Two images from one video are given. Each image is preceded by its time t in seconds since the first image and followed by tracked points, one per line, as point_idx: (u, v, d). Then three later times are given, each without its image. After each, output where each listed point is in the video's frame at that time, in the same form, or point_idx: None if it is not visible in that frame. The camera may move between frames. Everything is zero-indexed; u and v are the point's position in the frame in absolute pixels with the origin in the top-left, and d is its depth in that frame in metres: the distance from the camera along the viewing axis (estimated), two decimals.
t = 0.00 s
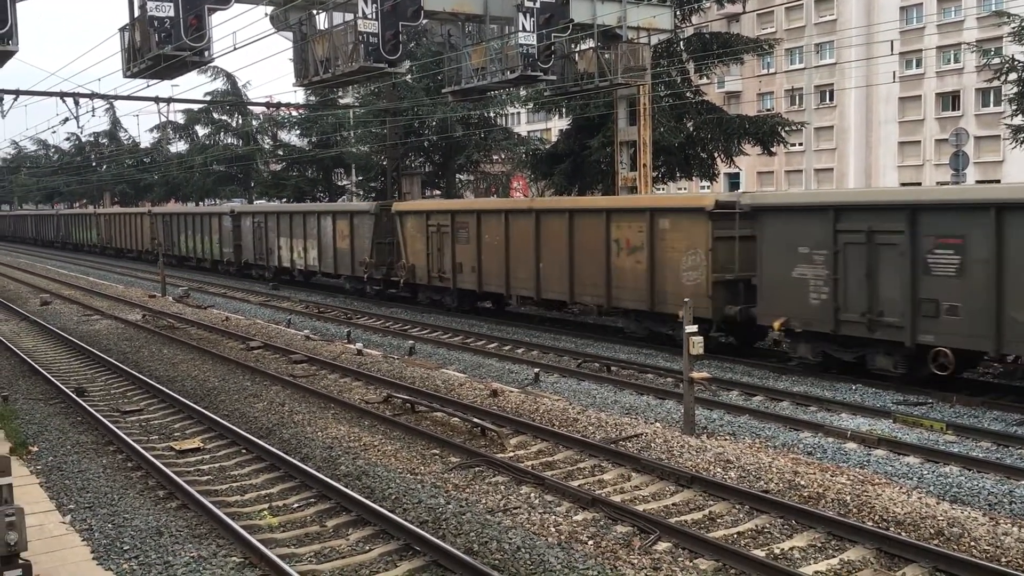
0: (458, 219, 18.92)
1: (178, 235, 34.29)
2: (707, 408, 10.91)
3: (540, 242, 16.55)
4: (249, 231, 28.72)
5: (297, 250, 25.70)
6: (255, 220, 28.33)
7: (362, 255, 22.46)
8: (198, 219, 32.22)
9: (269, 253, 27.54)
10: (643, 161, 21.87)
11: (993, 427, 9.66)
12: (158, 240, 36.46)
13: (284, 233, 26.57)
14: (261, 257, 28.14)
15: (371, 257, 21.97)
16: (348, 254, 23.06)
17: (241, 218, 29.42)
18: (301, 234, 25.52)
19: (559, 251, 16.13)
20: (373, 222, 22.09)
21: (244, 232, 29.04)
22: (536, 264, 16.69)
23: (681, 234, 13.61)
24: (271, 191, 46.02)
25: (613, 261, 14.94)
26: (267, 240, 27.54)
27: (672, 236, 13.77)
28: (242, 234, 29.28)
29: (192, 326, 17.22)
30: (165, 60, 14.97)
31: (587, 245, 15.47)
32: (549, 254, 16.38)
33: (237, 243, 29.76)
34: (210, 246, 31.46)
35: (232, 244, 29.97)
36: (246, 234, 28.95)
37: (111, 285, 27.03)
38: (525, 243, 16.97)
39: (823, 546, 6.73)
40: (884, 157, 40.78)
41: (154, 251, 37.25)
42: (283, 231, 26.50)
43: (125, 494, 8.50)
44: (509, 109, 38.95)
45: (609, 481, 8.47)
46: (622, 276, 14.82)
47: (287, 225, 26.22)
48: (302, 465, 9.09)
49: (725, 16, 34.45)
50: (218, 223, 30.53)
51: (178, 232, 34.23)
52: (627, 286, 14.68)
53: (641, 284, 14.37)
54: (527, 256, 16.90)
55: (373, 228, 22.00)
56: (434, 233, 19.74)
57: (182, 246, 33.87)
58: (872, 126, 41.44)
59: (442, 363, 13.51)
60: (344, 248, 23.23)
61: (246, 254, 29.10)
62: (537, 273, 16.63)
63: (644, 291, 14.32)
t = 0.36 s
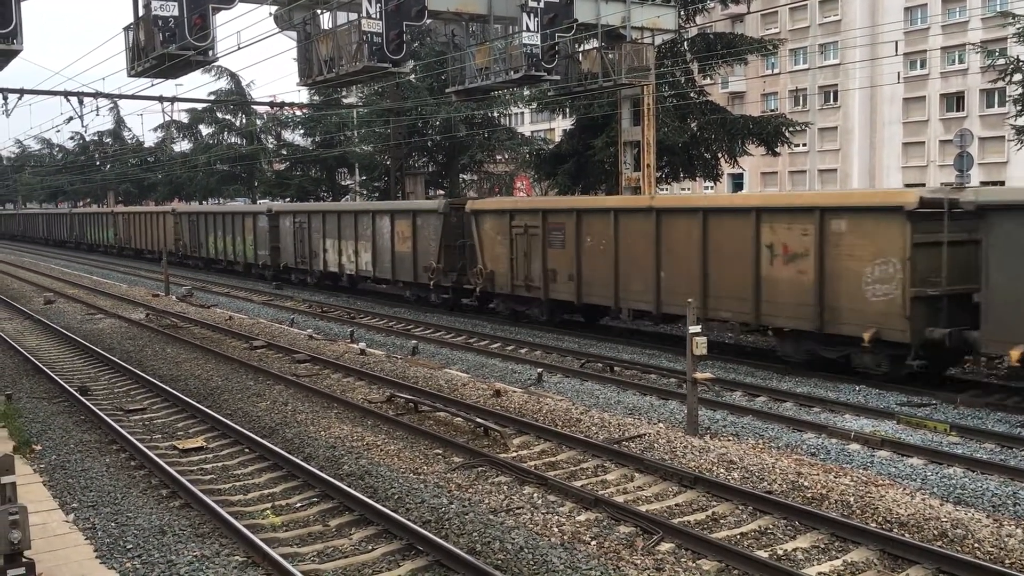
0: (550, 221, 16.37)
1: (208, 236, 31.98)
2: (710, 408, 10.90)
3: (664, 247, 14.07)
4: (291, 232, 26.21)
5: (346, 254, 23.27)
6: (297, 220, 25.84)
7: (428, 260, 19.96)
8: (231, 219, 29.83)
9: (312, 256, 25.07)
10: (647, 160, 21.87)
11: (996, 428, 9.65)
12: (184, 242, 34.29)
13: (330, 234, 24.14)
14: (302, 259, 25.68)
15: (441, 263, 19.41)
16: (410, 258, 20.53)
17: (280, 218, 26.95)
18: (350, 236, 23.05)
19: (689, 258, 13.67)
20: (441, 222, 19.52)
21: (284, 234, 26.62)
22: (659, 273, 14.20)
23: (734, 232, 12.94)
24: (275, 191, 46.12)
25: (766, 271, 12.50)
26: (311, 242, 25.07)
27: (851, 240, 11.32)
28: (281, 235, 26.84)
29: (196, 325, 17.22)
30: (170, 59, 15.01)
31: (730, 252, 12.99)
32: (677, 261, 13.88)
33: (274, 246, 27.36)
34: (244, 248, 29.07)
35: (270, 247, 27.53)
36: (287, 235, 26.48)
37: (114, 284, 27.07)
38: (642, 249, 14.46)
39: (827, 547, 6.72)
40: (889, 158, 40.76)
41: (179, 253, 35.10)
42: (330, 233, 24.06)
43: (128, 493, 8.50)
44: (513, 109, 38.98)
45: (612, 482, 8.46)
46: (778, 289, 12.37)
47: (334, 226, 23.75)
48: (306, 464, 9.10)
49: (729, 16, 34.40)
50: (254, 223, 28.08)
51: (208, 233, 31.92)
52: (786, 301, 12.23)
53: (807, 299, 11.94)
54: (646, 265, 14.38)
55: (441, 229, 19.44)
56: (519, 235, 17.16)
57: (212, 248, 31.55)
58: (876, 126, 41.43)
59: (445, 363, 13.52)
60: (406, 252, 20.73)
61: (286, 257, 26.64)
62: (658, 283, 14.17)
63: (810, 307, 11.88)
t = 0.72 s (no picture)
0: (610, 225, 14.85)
1: (240, 238, 29.78)
2: (712, 412, 10.90)
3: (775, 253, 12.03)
4: (337, 235, 23.79)
5: (405, 261, 20.82)
6: (345, 223, 23.42)
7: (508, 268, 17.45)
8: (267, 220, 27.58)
9: (363, 261, 22.55)
10: (649, 164, 21.88)
11: (998, 432, 9.64)
12: (211, 245, 32.27)
13: (385, 238, 21.69)
14: (351, 265, 23.23)
15: (529, 273, 16.84)
16: (488, 265, 17.90)
17: (325, 220, 24.61)
18: (410, 240, 20.58)
19: (778, 266, 12.00)
20: (526, 227, 16.92)
21: (330, 238, 24.24)
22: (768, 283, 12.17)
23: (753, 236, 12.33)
24: (277, 192, 46.26)
25: (833, 278, 11.27)
26: (362, 247, 22.60)
27: (933, 245, 10.11)
28: (326, 238, 24.47)
29: (198, 326, 17.23)
30: (173, 61, 14.99)
31: (865, 259, 10.88)
32: (794, 270, 11.80)
33: (316, 250, 25.11)
34: (281, 253, 26.86)
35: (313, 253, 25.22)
36: (333, 239, 24.08)
37: (116, 285, 27.11)
38: (748, 257, 12.40)
39: (828, 551, 6.71)
40: (891, 161, 40.80)
41: (205, 257, 33.08)
42: (385, 236, 21.59)
43: (129, 494, 8.50)
44: (515, 112, 38.99)
45: (613, 485, 8.46)
46: (847, 299, 11.15)
47: (391, 229, 21.30)
48: (306, 465, 9.10)
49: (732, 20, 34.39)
50: (297, 225, 25.76)
51: (240, 235, 29.73)
52: (934, 317, 10.16)
53: (881, 310, 10.74)
54: (754, 273, 12.32)
55: (527, 233, 16.83)
56: (585, 242, 15.40)
57: (245, 252, 29.34)
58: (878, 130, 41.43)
59: (447, 365, 13.52)
60: (480, 259, 18.20)
61: (332, 263, 24.28)
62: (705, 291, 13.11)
63: (968, 324, 9.81)
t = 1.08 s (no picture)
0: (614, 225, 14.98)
1: (276, 239, 27.41)
2: (712, 416, 10.89)
3: (775, 259, 12.06)
4: (394, 240, 21.23)
5: (483, 270, 18.21)
6: (404, 227, 20.92)
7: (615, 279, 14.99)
8: (311, 223, 25.13)
9: (428, 269, 20.01)
10: (650, 167, 21.90)
11: (999, 437, 9.63)
12: (242, 249, 29.96)
13: (455, 244, 19.16)
14: (413, 273, 20.59)
15: (643, 285, 14.38)
16: (590, 277, 15.43)
17: (379, 222, 22.10)
18: (488, 247, 18.04)
19: (791, 270, 11.86)
20: (639, 233, 14.44)
21: (386, 243, 21.68)
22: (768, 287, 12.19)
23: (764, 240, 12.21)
24: (278, 194, 46.36)
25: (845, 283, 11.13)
26: (426, 253, 20.07)
27: (943, 249, 9.94)
28: (381, 243, 21.92)
29: (199, 327, 17.22)
30: (176, 62, 15.04)
31: (870, 266, 10.80)
32: (795, 276, 11.79)
33: (368, 256, 22.64)
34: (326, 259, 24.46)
35: (366, 260, 22.76)
36: (389, 244, 21.50)
37: (117, 286, 27.09)
38: (749, 262, 12.45)
39: (828, 555, 6.71)
40: (893, 165, 40.81)
41: (235, 261, 30.86)
42: (456, 242, 19.03)
43: (129, 494, 8.50)
44: (517, 115, 39.02)
45: (613, 488, 8.45)
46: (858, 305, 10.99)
47: (462, 233, 18.77)
48: (307, 467, 9.10)
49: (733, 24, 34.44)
50: (348, 230, 23.24)
51: (278, 236, 27.32)
52: (948, 322, 9.94)
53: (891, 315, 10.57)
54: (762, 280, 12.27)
55: (639, 241, 14.40)
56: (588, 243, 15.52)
57: (283, 256, 26.94)
58: (880, 135, 41.50)
59: (448, 367, 13.53)
60: (577, 268, 15.76)
61: (388, 270, 21.69)
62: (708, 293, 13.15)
63: (981, 330, 9.57)
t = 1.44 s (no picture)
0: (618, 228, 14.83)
1: (313, 241, 25.24)
2: (712, 417, 10.89)
3: (980, 272, 9.60)
4: (457, 243, 19.03)
5: (569, 279, 15.92)
6: (468, 228, 18.70)
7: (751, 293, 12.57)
8: (357, 223, 23.02)
9: (498, 276, 17.76)
10: (650, 169, 21.91)
11: (998, 441, 9.62)
12: (272, 252, 27.72)
13: (532, 249, 16.93)
14: (479, 281, 18.35)
15: (786, 301, 12.01)
16: (711, 289, 13.16)
17: (438, 224, 19.96)
18: (578, 253, 15.71)
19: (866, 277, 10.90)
20: (780, 239, 12.09)
21: (446, 246, 19.49)
22: (919, 303, 10.27)
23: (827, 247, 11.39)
24: (279, 193, 46.41)
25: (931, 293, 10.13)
26: (496, 259, 17.83)
27: None
28: (439, 246, 19.77)
29: (198, 327, 17.21)
30: (177, 61, 15.04)
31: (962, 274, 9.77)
32: (1010, 292, 9.30)
33: (423, 261, 20.52)
34: (373, 264, 22.36)
35: (421, 266, 20.63)
36: (451, 247, 19.31)
37: (116, 285, 27.06)
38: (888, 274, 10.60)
39: (826, 558, 6.70)
40: (893, 169, 40.84)
41: (264, 265, 28.67)
42: (534, 247, 16.78)
43: (128, 494, 8.49)
44: (518, 116, 39.02)
45: (611, 489, 8.44)
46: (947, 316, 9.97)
47: (539, 238, 16.62)
48: (306, 467, 9.08)
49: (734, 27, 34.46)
50: (402, 232, 21.07)
51: (315, 237, 25.12)
52: None
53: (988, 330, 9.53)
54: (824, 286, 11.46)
55: (781, 248, 12.03)
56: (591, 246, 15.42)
57: (321, 259, 24.77)
58: (880, 137, 41.51)
59: (447, 368, 13.52)
60: (698, 279, 13.39)
61: (448, 277, 19.46)
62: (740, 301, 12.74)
63: None
